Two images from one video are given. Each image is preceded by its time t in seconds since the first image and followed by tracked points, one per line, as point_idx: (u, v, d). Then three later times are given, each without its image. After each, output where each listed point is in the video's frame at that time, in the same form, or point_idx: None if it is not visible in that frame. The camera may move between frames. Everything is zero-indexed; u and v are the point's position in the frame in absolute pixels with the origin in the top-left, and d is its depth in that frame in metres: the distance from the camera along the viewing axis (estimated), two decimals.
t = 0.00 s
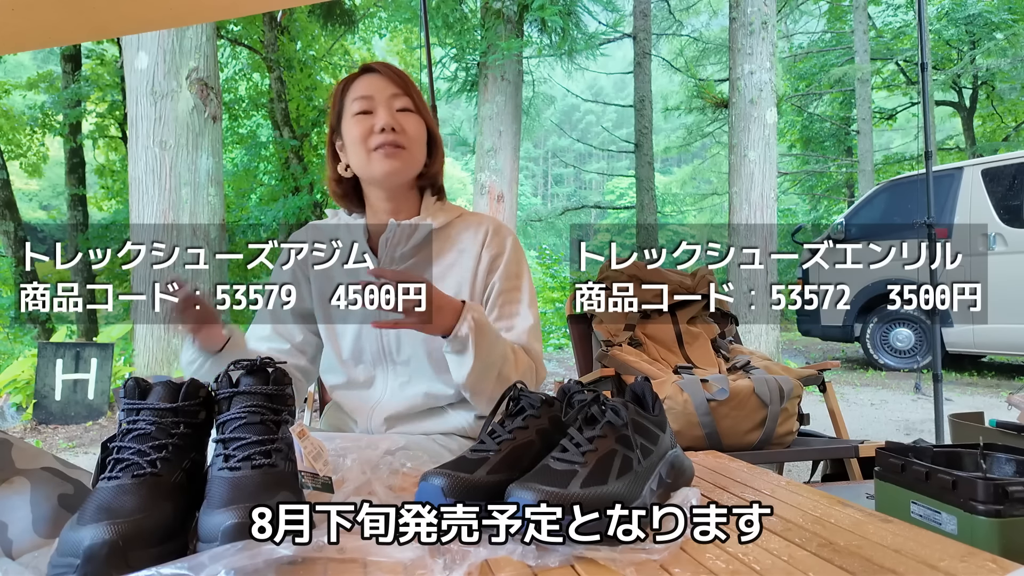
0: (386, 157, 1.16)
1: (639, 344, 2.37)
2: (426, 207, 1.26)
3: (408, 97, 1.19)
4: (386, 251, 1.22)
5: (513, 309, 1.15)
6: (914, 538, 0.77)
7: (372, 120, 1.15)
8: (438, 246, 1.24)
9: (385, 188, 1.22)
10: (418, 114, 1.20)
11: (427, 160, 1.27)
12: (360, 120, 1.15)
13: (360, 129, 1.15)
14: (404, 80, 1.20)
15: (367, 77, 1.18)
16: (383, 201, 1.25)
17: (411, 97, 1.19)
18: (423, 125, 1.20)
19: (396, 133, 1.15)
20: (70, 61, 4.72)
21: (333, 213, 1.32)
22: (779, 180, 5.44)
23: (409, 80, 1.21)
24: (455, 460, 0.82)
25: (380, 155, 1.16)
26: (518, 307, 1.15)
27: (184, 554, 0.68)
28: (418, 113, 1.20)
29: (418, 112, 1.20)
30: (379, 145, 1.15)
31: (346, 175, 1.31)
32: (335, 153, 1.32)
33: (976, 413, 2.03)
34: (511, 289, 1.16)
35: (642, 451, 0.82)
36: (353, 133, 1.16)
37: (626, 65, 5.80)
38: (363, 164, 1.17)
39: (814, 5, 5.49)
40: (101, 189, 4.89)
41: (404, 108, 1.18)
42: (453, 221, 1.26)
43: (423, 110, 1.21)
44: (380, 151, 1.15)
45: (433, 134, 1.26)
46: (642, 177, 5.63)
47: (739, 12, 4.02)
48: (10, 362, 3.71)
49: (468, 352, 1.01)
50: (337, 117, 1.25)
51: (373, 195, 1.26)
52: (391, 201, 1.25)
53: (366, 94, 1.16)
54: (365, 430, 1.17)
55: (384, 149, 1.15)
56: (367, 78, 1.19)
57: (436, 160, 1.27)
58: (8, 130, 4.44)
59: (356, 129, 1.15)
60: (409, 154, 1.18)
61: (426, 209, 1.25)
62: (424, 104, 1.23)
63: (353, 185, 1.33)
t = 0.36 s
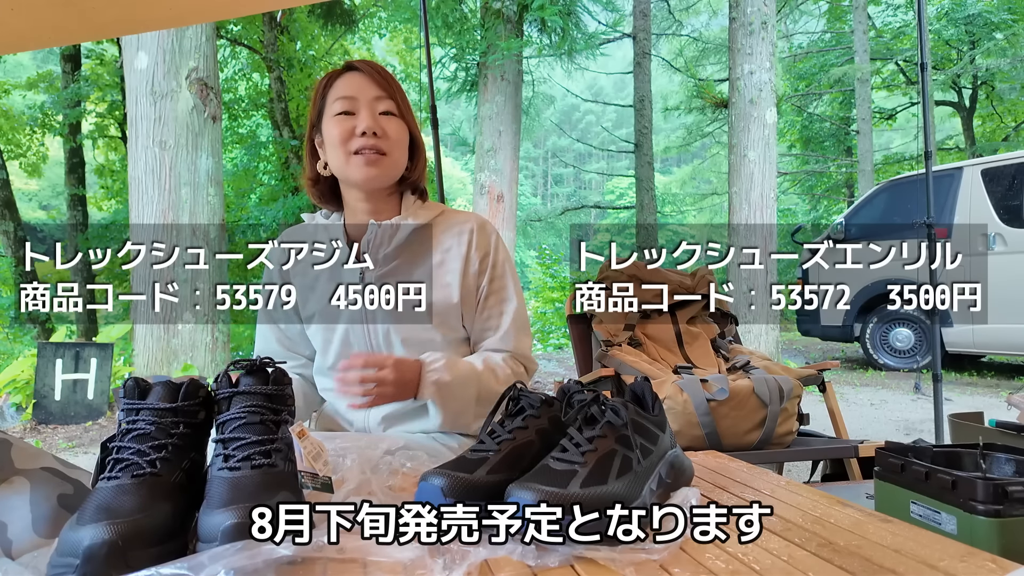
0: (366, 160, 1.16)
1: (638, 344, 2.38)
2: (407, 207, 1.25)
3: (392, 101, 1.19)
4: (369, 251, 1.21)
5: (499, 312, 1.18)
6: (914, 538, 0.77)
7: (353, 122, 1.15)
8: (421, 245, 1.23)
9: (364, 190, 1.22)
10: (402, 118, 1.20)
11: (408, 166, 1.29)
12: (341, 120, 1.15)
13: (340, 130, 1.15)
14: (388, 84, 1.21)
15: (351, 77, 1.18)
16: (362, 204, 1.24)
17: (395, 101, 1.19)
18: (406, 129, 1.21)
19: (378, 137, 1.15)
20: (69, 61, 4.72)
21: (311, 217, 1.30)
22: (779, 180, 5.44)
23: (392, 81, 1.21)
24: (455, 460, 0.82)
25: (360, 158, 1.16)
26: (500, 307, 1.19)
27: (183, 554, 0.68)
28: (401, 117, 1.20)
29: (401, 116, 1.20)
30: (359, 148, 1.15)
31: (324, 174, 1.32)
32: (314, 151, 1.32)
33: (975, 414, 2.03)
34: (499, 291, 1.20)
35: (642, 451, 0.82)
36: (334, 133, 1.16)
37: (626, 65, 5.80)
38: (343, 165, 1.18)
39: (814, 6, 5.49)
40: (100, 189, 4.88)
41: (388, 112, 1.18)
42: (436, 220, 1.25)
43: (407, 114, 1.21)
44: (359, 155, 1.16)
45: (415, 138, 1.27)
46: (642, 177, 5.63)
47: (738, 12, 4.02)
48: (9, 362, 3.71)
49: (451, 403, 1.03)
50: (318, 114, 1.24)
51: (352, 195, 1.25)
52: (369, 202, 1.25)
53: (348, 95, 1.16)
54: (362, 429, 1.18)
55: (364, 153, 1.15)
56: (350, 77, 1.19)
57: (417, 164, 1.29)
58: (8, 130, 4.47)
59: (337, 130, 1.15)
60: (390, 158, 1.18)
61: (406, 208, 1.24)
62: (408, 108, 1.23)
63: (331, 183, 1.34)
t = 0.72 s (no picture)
0: (377, 166, 1.16)
1: (638, 344, 2.38)
2: (417, 208, 1.25)
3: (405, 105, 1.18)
4: (378, 250, 1.21)
5: (498, 314, 1.20)
6: (914, 537, 0.77)
7: (365, 128, 1.15)
8: (429, 247, 1.23)
9: (375, 195, 1.22)
10: (414, 122, 1.19)
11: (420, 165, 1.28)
12: (353, 126, 1.15)
13: (352, 135, 1.15)
14: (401, 87, 1.19)
15: (363, 79, 1.17)
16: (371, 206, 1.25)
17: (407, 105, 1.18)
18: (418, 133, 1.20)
19: (390, 144, 1.15)
20: (69, 61, 4.71)
21: (321, 214, 1.31)
22: (779, 180, 5.44)
23: (404, 83, 1.19)
24: (455, 460, 0.82)
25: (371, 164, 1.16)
26: (499, 308, 1.20)
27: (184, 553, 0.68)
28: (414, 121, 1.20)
29: (413, 120, 1.20)
30: (371, 154, 1.15)
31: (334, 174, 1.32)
32: (324, 150, 1.32)
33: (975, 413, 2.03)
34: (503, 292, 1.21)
35: (642, 450, 0.82)
36: (345, 138, 1.16)
37: (626, 65, 5.80)
38: (354, 170, 1.18)
39: (814, 6, 5.49)
40: (100, 188, 4.87)
41: (400, 117, 1.17)
42: (444, 221, 1.26)
43: (419, 117, 1.20)
44: (371, 161, 1.16)
45: (426, 140, 1.26)
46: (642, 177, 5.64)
47: (738, 12, 4.02)
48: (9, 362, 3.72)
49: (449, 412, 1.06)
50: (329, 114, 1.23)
51: (362, 197, 1.26)
52: (379, 205, 1.25)
53: (360, 99, 1.15)
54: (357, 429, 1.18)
55: (376, 160, 1.16)
56: (362, 79, 1.18)
57: (428, 167, 1.29)
58: (7, 130, 4.48)
59: (348, 136, 1.15)
60: (401, 165, 1.18)
61: (417, 209, 1.24)
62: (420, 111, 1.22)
63: (341, 183, 1.35)
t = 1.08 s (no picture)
0: (393, 159, 1.15)
1: (639, 344, 2.38)
2: (428, 209, 1.26)
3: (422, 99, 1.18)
4: (387, 251, 1.20)
5: (505, 319, 1.20)
6: (915, 536, 0.77)
7: (382, 120, 1.15)
8: (438, 249, 1.23)
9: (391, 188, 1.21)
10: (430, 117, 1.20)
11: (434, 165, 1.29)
12: (370, 118, 1.15)
13: (369, 127, 1.14)
14: (417, 82, 1.20)
15: (380, 74, 1.18)
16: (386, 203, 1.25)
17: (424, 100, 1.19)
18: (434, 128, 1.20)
19: (406, 137, 1.15)
20: (69, 60, 4.71)
21: (330, 212, 1.32)
22: (779, 180, 5.44)
23: (421, 78, 1.20)
24: (456, 460, 0.81)
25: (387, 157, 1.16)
26: (506, 314, 1.20)
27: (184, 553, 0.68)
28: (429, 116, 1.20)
29: (429, 116, 1.20)
30: (387, 146, 1.15)
31: (348, 172, 1.32)
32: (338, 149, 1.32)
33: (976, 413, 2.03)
34: (512, 297, 1.20)
35: (642, 450, 0.82)
36: (362, 130, 1.16)
37: (626, 64, 5.81)
38: (369, 163, 1.17)
39: (814, 5, 5.49)
40: (100, 188, 4.87)
41: (417, 110, 1.18)
42: (455, 223, 1.26)
43: (435, 112, 1.21)
44: (387, 153, 1.15)
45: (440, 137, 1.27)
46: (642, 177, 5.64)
47: (738, 12, 4.02)
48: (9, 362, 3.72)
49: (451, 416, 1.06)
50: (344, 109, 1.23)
51: (375, 194, 1.25)
52: (393, 201, 1.25)
53: (377, 93, 1.16)
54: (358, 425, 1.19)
55: (392, 152, 1.15)
56: (378, 74, 1.18)
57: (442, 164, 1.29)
58: (8, 130, 4.48)
59: (365, 128, 1.15)
60: (416, 158, 1.17)
61: (428, 209, 1.26)
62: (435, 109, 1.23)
63: (354, 181, 1.34)
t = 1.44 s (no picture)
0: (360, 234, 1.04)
1: (639, 343, 2.37)
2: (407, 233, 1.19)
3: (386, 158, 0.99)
4: (371, 275, 1.20)
5: (500, 333, 1.21)
6: (915, 535, 0.77)
7: (343, 198, 0.99)
8: (427, 269, 1.22)
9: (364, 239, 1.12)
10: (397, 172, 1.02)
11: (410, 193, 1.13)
12: (328, 194, 0.99)
13: (329, 204, 1.00)
14: (373, 109, 0.99)
15: (333, 131, 0.95)
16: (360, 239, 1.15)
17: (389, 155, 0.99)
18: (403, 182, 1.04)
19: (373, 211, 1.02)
20: (70, 60, 4.72)
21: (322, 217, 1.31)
22: (779, 180, 5.44)
23: (382, 126, 0.98)
24: (456, 459, 0.82)
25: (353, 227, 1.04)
26: (500, 327, 1.21)
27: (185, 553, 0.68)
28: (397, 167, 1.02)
29: (395, 170, 1.02)
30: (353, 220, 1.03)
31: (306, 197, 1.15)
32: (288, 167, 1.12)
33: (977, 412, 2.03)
34: (505, 312, 1.21)
35: (642, 450, 0.82)
36: (321, 202, 1.01)
37: (626, 64, 5.83)
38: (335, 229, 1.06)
39: (814, 5, 5.51)
40: (101, 188, 4.89)
41: (381, 175, 1.00)
42: (440, 241, 1.25)
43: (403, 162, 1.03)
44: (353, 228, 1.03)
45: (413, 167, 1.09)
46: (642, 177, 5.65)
47: (739, 12, 4.01)
48: (10, 361, 3.72)
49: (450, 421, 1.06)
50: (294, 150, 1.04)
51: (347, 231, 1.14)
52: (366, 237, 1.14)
53: (332, 161, 0.96)
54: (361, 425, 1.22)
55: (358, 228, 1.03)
56: (330, 127, 0.96)
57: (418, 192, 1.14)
58: (8, 130, 4.48)
59: (324, 204, 1.00)
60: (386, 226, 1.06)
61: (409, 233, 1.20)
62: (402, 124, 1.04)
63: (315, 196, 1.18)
